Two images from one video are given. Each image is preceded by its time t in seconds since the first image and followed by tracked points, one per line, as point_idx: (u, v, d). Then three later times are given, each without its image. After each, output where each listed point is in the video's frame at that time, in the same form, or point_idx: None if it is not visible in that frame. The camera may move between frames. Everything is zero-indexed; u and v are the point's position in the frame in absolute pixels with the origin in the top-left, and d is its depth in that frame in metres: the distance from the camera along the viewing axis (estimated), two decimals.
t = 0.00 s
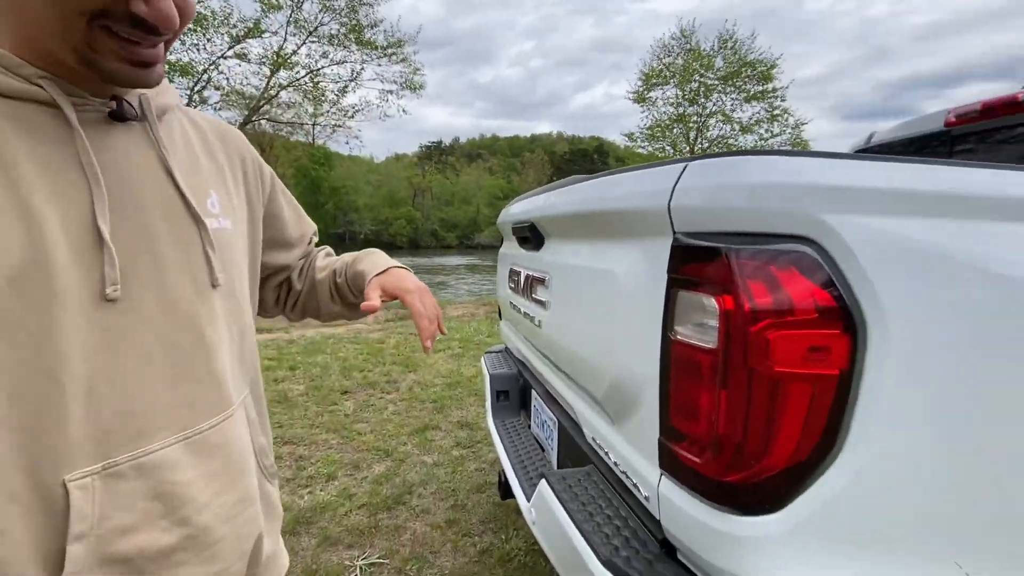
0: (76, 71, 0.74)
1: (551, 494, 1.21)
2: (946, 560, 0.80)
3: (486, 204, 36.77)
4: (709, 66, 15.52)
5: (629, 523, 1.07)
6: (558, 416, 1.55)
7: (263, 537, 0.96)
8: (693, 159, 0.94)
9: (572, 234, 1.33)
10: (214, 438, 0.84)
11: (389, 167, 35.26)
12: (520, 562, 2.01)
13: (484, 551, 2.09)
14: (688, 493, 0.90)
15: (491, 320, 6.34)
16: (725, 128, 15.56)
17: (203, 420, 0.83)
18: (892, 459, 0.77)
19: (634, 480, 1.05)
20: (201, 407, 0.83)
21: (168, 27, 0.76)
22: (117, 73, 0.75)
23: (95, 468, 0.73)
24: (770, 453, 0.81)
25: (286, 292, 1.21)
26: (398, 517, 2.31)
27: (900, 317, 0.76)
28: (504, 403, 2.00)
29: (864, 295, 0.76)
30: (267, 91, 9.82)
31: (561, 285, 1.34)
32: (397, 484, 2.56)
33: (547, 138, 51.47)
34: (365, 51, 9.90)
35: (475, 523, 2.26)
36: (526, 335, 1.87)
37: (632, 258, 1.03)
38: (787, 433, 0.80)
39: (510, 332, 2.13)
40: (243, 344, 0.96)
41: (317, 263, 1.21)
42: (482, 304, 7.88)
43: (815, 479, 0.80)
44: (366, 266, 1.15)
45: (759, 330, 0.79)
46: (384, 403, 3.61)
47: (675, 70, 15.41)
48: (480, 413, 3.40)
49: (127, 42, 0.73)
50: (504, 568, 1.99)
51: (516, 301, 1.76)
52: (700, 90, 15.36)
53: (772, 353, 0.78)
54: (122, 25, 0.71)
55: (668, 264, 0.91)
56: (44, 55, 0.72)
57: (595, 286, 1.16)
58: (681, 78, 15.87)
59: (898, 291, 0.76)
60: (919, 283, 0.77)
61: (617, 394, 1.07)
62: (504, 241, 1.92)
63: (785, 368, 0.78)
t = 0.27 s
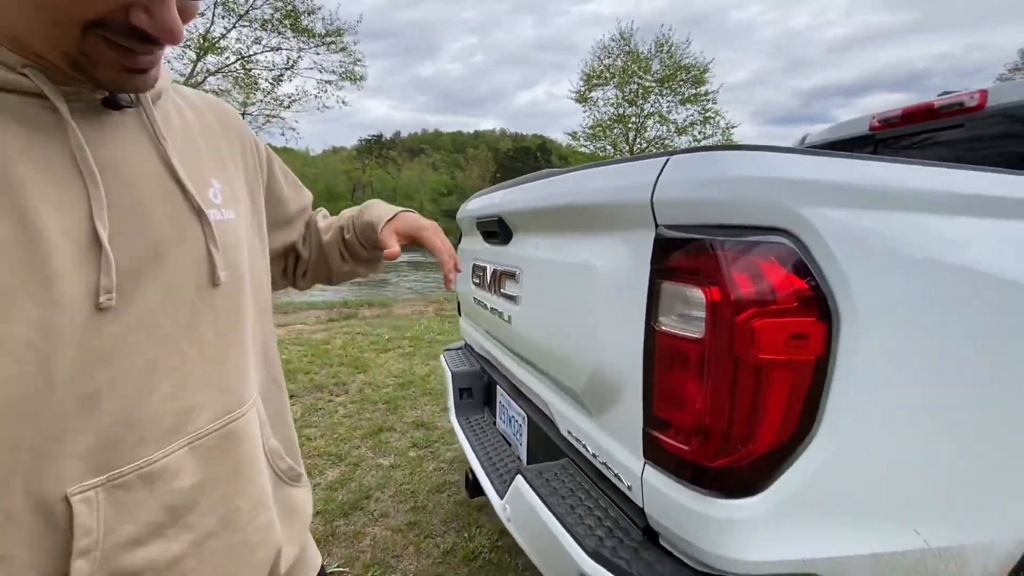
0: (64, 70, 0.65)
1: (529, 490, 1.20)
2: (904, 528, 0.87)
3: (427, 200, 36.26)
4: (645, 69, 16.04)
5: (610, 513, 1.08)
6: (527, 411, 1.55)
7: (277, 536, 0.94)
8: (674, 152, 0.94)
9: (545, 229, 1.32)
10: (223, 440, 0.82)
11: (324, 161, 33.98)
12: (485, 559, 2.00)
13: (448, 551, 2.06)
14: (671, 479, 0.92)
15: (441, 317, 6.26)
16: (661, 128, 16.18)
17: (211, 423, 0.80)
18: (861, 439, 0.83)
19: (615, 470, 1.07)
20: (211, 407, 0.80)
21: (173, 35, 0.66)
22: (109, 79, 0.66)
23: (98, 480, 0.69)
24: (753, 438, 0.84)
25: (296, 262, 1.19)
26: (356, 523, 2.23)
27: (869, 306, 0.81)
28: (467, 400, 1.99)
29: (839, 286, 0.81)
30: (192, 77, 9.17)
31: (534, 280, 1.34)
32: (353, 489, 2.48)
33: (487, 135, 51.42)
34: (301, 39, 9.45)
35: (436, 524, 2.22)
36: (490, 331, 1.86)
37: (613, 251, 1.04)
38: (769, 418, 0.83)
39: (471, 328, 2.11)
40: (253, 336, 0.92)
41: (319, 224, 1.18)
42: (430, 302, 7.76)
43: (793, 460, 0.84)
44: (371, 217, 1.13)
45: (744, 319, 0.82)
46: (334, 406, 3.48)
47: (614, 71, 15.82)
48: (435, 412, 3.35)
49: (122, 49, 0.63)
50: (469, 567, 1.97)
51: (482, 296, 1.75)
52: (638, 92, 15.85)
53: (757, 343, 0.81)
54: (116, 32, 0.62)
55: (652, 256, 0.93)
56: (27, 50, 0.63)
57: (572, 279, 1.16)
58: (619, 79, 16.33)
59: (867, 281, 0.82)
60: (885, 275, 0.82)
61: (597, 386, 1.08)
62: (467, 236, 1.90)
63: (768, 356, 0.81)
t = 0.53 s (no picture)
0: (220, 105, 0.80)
1: (514, 479, 1.21)
2: (871, 494, 0.95)
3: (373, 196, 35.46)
4: (593, 68, 16.42)
5: (597, 497, 1.11)
6: (504, 403, 1.57)
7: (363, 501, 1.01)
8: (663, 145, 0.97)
9: (525, 221, 1.34)
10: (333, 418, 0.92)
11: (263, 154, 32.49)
12: (456, 554, 2.12)
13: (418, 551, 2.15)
14: (662, 460, 0.96)
15: (398, 313, 6.17)
16: (608, 127, 16.61)
17: (325, 398, 0.90)
18: (834, 413, 0.90)
19: (602, 455, 1.10)
20: (323, 387, 0.90)
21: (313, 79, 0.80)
22: (254, 112, 0.80)
23: (243, 442, 0.80)
24: (741, 416, 0.89)
25: (404, 234, 1.25)
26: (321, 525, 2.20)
27: (841, 290, 0.88)
28: (437, 396, 1.98)
29: (816, 271, 0.87)
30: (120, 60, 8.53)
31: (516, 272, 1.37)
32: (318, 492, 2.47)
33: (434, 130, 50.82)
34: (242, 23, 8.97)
35: (405, 523, 2.34)
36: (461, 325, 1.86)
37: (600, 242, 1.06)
38: (756, 397, 0.88)
39: (440, 324, 2.10)
40: (354, 319, 1.01)
41: (419, 187, 1.24)
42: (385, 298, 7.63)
43: (775, 436, 0.89)
44: (476, 174, 1.20)
45: (733, 304, 0.86)
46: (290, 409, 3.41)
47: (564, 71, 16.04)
48: (398, 409, 3.32)
49: (270, 89, 0.78)
50: (439, 562, 2.09)
51: (458, 290, 1.76)
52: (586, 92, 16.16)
53: (745, 326, 0.86)
54: (270, 74, 0.76)
55: (642, 246, 0.96)
56: (196, 88, 0.78)
57: (558, 271, 1.18)
58: (567, 77, 16.60)
59: (840, 267, 0.88)
60: (855, 262, 0.89)
61: (585, 374, 1.11)
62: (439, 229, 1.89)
63: (755, 338, 0.86)
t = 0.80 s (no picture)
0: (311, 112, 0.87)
1: (497, 472, 1.23)
2: (831, 471, 1.03)
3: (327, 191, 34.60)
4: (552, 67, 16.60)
5: (579, 485, 1.15)
6: (480, 398, 1.59)
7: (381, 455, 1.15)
8: (643, 146, 1.01)
9: (504, 218, 1.37)
10: (363, 380, 1.02)
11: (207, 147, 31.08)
12: (429, 551, 2.21)
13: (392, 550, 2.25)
14: (643, 446, 1.00)
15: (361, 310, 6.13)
16: (566, 126, 16.85)
17: (355, 364, 1.00)
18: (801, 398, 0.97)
19: (583, 444, 1.13)
20: (354, 352, 1.00)
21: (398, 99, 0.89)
22: (340, 121, 0.89)
23: (286, 393, 0.91)
24: (718, 402, 0.94)
25: (432, 215, 1.41)
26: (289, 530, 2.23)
27: (808, 285, 0.95)
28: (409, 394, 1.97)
29: (786, 267, 0.94)
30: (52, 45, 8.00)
31: (494, 269, 1.39)
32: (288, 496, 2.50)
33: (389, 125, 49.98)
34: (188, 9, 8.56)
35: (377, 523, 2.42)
36: (434, 322, 1.87)
37: (583, 239, 1.10)
38: (732, 384, 0.94)
39: (411, 322, 2.10)
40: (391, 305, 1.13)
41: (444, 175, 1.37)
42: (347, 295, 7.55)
43: (749, 420, 0.95)
44: (498, 162, 1.30)
45: (711, 297, 0.92)
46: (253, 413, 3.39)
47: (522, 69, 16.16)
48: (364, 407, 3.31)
49: (360, 104, 0.86)
50: (412, 560, 2.18)
51: (433, 287, 1.77)
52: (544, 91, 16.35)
53: (723, 318, 0.92)
54: (364, 91, 0.84)
55: (625, 242, 1.00)
56: (294, 98, 0.86)
57: (539, 266, 1.21)
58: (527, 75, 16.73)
59: (806, 263, 0.95)
60: (819, 258, 0.97)
61: (567, 367, 1.14)
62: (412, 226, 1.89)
63: (731, 329, 0.92)
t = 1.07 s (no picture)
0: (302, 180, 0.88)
1: (478, 460, 1.27)
2: (787, 450, 1.11)
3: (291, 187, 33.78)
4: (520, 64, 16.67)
5: (557, 470, 1.20)
6: (458, 391, 1.62)
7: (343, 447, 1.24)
8: (616, 147, 1.07)
9: (482, 214, 1.41)
10: (327, 384, 1.15)
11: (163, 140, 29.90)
12: (406, 545, 2.24)
13: (368, 544, 2.27)
14: (618, 429, 1.07)
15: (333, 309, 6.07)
16: (535, 123, 16.98)
17: (320, 372, 1.12)
18: (761, 383, 1.05)
19: (561, 431, 1.19)
20: (320, 363, 1.12)
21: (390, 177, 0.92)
22: (332, 192, 0.90)
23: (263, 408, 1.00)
24: (687, 387, 1.01)
25: (408, 202, 1.46)
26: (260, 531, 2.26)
27: (768, 279, 1.03)
28: (385, 389, 2.00)
29: (749, 262, 1.01)
30: None
31: (472, 264, 1.43)
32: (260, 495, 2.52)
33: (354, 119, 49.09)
34: None
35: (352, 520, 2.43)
36: (411, 317, 1.89)
37: (561, 234, 1.15)
38: (699, 369, 1.01)
39: (385, 318, 2.12)
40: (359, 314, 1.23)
41: (424, 167, 1.41)
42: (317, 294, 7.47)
43: (715, 403, 1.02)
44: (478, 161, 1.35)
45: (681, 288, 0.98)
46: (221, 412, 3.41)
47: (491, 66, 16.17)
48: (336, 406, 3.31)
49: (354, 186, 0.88)
50: (389, 554, 2.21)
51: (410, 282, 1.79)
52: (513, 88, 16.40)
53: (692, 309, 0.99)
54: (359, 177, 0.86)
55: (600, 238, 1.07)
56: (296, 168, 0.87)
57: (518, 261, 1.26)
58: (495, 73, 16.77)
59: (767, 259, 1.03)
60: (778, 254, 1.05)
61: (545, 357, 1.20)
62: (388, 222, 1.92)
63: (699, 318, 0.99)
